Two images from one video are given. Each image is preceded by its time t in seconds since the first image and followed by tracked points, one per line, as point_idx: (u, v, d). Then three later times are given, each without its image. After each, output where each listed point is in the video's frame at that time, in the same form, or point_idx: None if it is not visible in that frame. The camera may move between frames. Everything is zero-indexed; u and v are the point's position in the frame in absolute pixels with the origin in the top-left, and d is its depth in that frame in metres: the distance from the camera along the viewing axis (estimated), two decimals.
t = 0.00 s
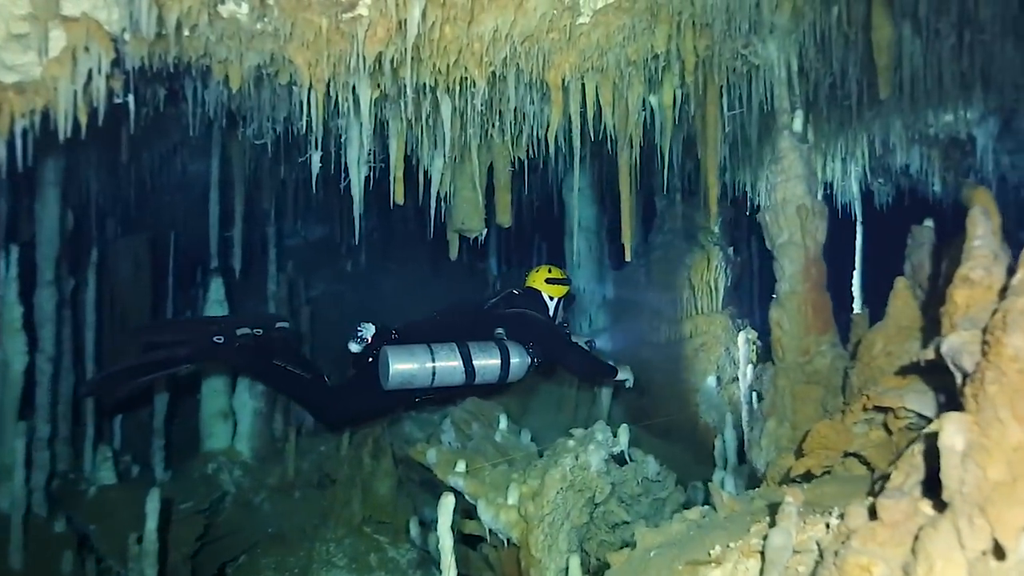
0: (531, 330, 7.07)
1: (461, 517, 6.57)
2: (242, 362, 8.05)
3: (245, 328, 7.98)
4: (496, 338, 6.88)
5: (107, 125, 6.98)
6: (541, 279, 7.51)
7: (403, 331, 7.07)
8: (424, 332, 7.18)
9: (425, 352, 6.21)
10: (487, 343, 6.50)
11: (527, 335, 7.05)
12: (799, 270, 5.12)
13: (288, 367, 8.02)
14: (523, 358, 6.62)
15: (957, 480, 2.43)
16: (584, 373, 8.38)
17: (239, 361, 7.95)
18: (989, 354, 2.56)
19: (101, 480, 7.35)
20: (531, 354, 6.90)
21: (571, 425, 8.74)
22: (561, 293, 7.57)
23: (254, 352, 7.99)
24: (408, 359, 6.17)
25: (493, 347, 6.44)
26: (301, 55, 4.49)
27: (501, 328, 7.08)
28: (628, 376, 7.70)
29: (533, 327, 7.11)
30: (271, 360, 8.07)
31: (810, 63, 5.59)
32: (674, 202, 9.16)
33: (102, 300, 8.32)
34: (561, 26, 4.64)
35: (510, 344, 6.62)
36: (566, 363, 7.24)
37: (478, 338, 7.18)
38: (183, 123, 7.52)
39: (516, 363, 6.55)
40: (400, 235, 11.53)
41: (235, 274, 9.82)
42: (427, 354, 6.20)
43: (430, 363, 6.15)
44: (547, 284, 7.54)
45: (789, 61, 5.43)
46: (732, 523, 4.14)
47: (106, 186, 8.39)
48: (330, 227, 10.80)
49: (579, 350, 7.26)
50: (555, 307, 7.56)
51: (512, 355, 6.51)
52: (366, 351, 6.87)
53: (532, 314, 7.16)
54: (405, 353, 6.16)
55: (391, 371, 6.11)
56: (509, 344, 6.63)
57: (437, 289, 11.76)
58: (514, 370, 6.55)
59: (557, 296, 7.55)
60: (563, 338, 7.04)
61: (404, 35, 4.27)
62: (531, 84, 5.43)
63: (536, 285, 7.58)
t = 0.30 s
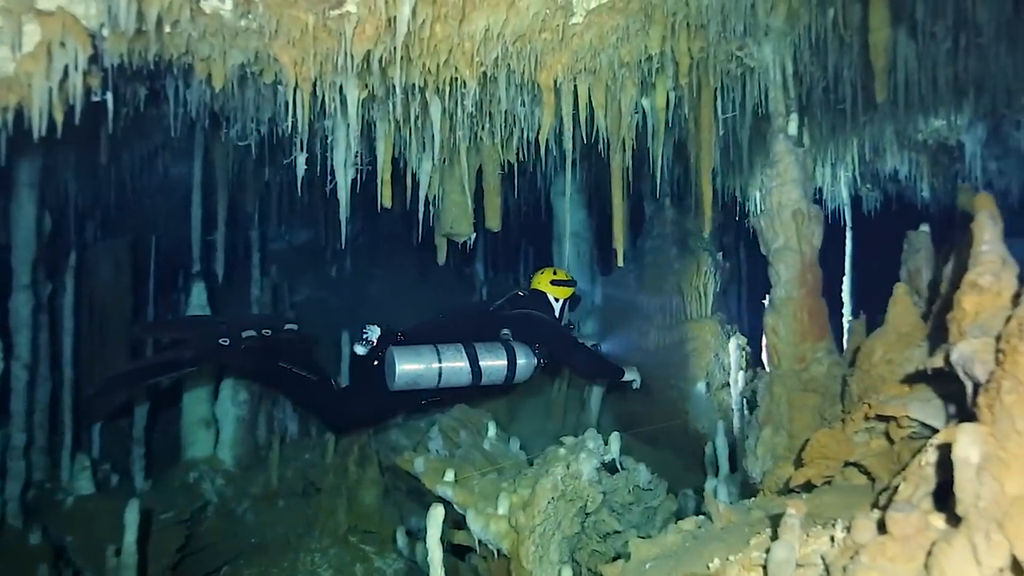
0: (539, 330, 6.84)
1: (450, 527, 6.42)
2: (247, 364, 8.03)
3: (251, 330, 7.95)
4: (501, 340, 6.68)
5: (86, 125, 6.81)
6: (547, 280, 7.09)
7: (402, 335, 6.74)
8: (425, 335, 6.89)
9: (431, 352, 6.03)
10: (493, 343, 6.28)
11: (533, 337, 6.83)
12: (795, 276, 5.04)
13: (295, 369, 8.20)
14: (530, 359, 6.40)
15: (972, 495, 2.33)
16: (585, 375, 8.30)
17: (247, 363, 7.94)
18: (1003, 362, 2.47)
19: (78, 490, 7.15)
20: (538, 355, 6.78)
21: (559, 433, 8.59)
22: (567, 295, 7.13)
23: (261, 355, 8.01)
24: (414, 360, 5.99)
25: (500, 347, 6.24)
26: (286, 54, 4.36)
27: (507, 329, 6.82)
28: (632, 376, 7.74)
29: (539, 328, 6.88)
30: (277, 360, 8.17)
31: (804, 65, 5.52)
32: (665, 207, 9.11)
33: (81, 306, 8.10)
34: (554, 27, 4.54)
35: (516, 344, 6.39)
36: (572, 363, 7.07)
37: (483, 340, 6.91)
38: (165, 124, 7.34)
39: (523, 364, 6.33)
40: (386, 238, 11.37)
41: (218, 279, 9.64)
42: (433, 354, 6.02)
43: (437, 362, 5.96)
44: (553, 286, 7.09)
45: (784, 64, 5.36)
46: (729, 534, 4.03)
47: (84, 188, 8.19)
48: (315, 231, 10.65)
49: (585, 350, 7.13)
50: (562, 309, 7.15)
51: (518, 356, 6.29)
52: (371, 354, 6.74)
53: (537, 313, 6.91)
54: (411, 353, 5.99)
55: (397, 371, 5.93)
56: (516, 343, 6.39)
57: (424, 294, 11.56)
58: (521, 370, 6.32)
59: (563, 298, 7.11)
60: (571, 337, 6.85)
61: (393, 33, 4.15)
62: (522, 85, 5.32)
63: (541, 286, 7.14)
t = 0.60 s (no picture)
0: (546, 332, 6.44)
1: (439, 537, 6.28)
2: (253, 365, 7.79)
3: (256, 330, 7.75)
4: (507, 340, 6.34)
5: (66, 123, 6.65)
6: (552, 281, 6.73)
7: (407, 335, 6.43)
8: (429, 336, 6.54)
9: (437, 351, 5.88)
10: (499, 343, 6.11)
11: (540, 338, 6.44)
12: (791, 281, 4.97)
13: (300, 370, 7.86)
14: (536, 359, 6.23)
15: (989, 511, 2.25)
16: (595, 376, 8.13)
17: (252, 365, 7.70)
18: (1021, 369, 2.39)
19: (56, 498, 6.97)
20: (545, 356, 6.40)
21: (547, 439, 8.49)
22: (573, 295, 6.72)
23: (267, 355, 7.75)
24: (420, 359, 5.85)
25: (506, 347, 6.08)
26: (273, 50, 4.23)
27: (512, 330, 6.44)
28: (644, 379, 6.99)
29: (546, 329, 6.48)
30: (282, 361, 7.88)
31: (799, 68, 5.46)
32: (655, 212, 9.04)
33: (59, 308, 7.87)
34: (548, 26, 4.44)
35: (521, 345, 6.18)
36: (582, 364, 6.64)
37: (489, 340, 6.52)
38: (148, 124, 7.18)
39: (529, 364, 6.17)
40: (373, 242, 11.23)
41: (201, 283, 9.47)
42: (439, 353, 5.87)
43: (444, 363, 5.82)
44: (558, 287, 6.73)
45: (780, 66, 5.30)
46: (727, 545, 3.92)
47: (64, 189, 8.02)
48: (300, 234, 10.49)
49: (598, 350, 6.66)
50: (567, 310, 6.75)
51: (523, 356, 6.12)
52: (378, 355, 6.46)
53: (545, 315, 6.49)
54: (417, 352, 5.85)
55: (403, 372, 5.80)
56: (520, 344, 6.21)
57: (412, 299, 11.46)
58: (526, 371, 6.17)
59: (568, 299, 6.72)
60: (578, 339, 6.41)
61: (383, 29, 4.03)
62: (514, 85, 5.21)
63: (546, 287, 6.76)
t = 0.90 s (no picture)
0: (551, 331, 6.40)
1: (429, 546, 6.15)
2: (257, 365, 7.60)
3: (260, 330, 7.55)
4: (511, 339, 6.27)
5: (48, 120, 6.50)
6: (556, 281, 6.60)
7: (412, 336, 6.37)
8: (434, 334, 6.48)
9: (441, 350, 5.80)
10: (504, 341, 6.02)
11: (546, 337, 6.40)
12: (788, 285, 4.90)
13: (306, 369, 7.60)
14: (541, 358, 6.16)
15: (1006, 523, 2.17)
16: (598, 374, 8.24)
17: (257, 365, 7.48)
18: None
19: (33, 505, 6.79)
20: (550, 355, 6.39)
21: (536, 445, 8.38)
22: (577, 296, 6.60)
23: (271, 355, 7.53)
24: (424, 358, 5.78)
25: (511, 345, 5.98)
26: (261, 46, 4.12)
27: (517, 328, 6.38)
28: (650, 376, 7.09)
29: (550, 328, 6.42)
30: (287, 361, 7.64)
31: (795, 70, 5.40)
32: (645, 216, 8.98)
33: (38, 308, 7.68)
34: (543, 25, 4.35)
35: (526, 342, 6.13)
36: (585, 362, 6.63)
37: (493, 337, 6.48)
38: (131, 122, 7.04)
39: (534, 363, 6.09)
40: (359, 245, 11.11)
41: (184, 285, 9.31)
42: (443, 352, 5.79)
43: (449, 362, 5.75)
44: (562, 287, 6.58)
45: (776, 69, 5.23)
46: (724, 555, 3.83)
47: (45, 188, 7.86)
48: (285, 235, 10.35)
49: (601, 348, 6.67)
50: (571, 309, 6.62)
51: (528, 354, 6.04)
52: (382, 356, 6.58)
53: (550, 313, 6.41)
54: (422, 351, 5.77)
55: (408, 371, 5.74)
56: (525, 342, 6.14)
57: (402, 299, 11.18)
58: (530, 370, 6.10)
59: (573, 299, 6.59)
60: (583, 338, 6.39)
61: (374, 26, 3.93)
62: (508, 84, 5.12)
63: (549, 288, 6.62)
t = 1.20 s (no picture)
0: (554, 329, 6.34)
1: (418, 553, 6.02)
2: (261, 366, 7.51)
3: (264, 329, 7.43)
4: (515, 337, 6.17)
5: (28, 115, 6.34)
6: (559, 280, 6.43)
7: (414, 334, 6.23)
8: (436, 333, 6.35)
9: (445, 347, 5.71)
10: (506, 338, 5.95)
11: (549, 335, 6.34)
12: (783, 290, 4.85)
13: (311, 368, 7.58)
14: (544, 356, 6.06)
15: None
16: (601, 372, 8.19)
17: (261, 365, 7.41)
18: None
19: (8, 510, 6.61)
20: (554, 354, 6.33)
21: (524, 450, 8.23)
22: (581, 296, 6.43)
23: (275, 354, 7.44)
24: (427, 355, 5.67)
25: (514, 342, 5.92)
26: (250, 41, 4.01)
27: (520, 326, 6.29)
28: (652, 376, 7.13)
29: (553, 325, 6.36)
30: (292, 360, 7.56)
31: (790, 72, 5.36)
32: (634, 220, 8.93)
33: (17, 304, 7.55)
34: (538, 23, 4.27)
35: (530, 340, 6.07)
36: (587, 359, 6.61)
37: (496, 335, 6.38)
38: (114, 120, 6.89)
39: (537, 362, 6.01)
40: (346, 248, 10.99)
41: (167, 285, 9.14)
42: (447, 349, 5.69)
43: (453, 359, 5.65)
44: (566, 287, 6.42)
45: (772, 71, 5.18)
46: (721, 566, 3.73)
47: (25, 185, 7.69)
48: (270, 237, 10.21)
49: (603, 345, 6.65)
50: (574, 309, 6.47)
51: (532, 352, 5.97)
52: (384, 354, 6.42)
53: (552, 311, 6.34)
54: (425, 347, 5.66)
55: (410, 368, 5.62)
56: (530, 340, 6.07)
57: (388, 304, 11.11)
58: (533, 368, 6.01)
59: (577, 299, 6.42)
60: (587, 336, 6.35)
61: (367, 21, 3.83)
62: (501, 83, 5.03)
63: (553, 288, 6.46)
